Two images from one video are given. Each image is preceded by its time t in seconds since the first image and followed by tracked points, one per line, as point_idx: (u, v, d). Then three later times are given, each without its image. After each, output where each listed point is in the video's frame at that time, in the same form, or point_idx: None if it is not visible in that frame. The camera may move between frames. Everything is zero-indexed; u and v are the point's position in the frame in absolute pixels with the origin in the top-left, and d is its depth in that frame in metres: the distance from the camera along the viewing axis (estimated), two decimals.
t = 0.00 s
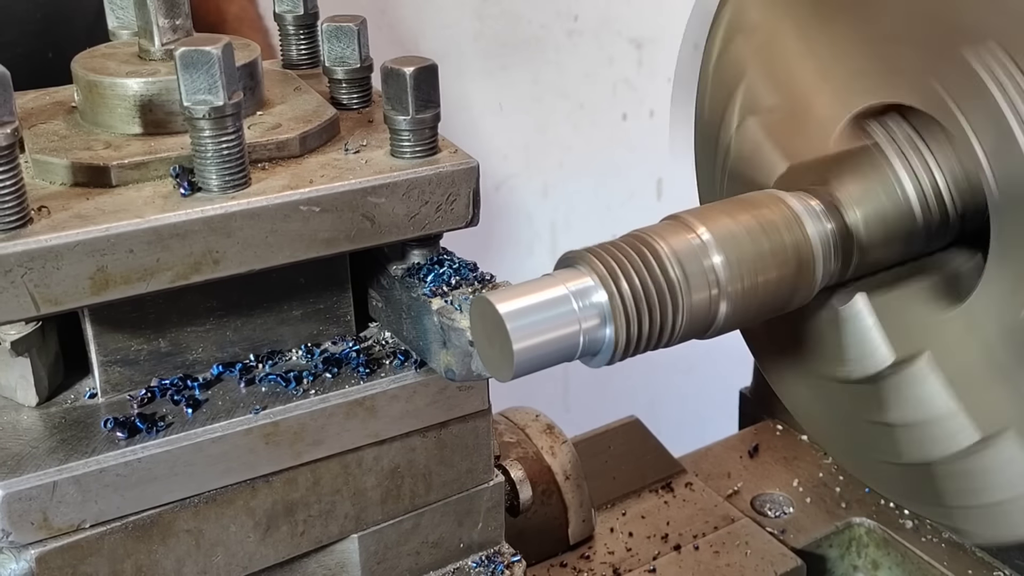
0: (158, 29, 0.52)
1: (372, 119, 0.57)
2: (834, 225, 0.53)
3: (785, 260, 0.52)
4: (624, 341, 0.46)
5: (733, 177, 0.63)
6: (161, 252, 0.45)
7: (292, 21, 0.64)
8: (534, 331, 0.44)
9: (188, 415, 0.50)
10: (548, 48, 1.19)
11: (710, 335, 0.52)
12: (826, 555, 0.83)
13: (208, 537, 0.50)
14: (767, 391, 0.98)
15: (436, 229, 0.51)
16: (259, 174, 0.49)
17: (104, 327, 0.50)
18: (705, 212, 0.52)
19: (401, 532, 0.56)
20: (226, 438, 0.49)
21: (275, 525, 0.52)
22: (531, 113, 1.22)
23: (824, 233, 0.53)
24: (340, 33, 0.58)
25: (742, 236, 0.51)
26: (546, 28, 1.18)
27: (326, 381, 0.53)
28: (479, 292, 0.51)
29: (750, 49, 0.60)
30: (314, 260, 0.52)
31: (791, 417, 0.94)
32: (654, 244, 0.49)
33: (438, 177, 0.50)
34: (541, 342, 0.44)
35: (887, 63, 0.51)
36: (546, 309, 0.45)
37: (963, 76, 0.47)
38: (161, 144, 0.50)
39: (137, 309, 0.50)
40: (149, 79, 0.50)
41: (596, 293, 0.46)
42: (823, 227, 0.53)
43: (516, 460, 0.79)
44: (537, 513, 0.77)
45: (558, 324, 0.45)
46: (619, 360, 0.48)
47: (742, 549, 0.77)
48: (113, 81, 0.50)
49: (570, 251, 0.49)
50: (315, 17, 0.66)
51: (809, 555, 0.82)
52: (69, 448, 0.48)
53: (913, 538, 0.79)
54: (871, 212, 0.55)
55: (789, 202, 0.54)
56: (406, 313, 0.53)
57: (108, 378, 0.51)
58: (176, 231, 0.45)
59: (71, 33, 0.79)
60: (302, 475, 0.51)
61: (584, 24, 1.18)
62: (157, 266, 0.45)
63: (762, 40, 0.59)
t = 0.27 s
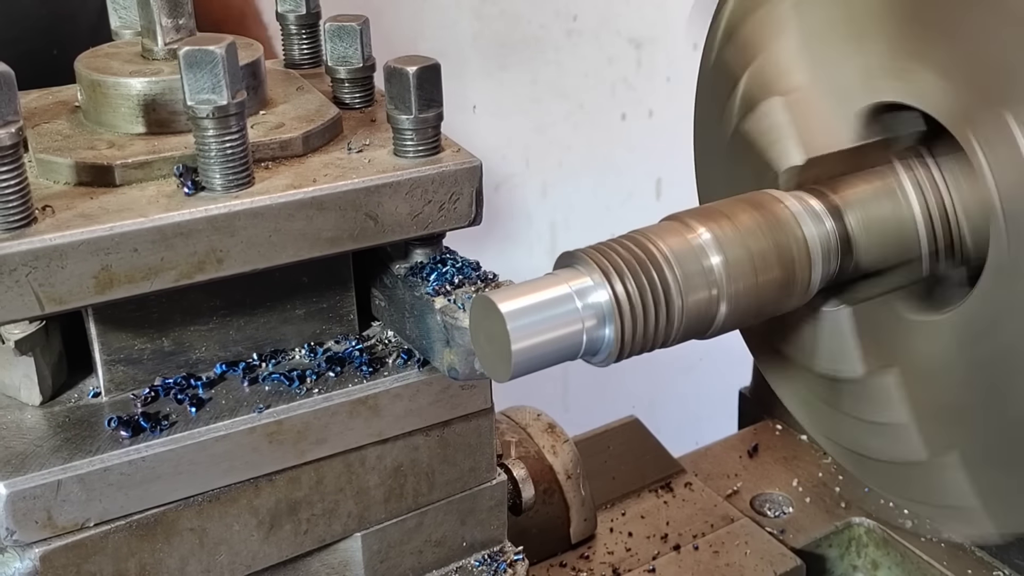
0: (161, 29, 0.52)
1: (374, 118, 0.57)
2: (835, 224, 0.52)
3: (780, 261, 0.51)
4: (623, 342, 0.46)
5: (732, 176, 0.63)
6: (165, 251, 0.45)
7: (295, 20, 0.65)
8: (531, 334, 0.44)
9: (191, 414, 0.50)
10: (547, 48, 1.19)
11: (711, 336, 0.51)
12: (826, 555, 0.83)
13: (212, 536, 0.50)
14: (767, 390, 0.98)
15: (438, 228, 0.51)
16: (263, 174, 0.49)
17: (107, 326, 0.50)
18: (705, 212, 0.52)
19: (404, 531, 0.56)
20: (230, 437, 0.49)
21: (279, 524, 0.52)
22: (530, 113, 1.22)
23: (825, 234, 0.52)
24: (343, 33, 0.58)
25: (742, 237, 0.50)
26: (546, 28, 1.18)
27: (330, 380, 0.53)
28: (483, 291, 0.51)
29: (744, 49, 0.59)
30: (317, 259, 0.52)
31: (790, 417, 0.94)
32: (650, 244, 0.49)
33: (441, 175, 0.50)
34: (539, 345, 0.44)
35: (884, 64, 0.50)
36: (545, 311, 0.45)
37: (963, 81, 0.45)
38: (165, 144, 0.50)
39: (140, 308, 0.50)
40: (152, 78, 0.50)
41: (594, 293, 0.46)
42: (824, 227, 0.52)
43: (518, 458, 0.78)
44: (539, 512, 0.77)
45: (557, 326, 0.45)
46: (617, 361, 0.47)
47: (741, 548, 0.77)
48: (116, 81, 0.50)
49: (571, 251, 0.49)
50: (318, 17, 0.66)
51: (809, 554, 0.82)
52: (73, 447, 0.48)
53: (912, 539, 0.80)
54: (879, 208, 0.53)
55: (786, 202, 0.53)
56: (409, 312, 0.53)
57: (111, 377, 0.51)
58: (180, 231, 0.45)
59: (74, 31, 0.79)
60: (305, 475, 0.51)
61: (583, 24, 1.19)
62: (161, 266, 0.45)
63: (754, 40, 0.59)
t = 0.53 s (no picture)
0: (165, 28, 0.52)
1: (377, 118, 0.57)
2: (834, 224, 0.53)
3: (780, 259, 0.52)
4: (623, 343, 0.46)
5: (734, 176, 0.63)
6: (170, 250, 0.45)
7: (298, 20, 0.65)
8: (531, 334, 0.44)
9: (195, 412, 0.50)
10: (546, 49, 1.19)
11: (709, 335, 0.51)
12: (825, 555, 0.81)
13: (216, 535, 0.50)
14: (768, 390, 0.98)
15: (442, 227, 0.51)
16: (266, 173, 0.49)
17: (112, 325, 0.50)
18: (705, 211, 0.52)
19: (407, 529, 0.56)
20: (234, 436, 0.49)
21: (283, 523, 0.52)
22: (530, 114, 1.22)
23: (823, 233, 0.53)
24: (346, 33, 0.58)
25: (741, 236, 0.51)
26: (545, 28, 1.18)
27: (333, 379, 0.53)
28: (486, 290, 0.51)
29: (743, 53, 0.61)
30: (321, 258, 0.52)
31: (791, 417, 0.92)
32: (651, 244, 0.49)
33: (444, 175, 0.51)
34: (538, 344, 0.44)
35: (883, 63, 0.51)
36: (544, 310, 0.45)
37: (960, 77, 0.47)
38: (169, 143, 0.50)
39: (145, 307, 0.50)
40: (156, 78, 0.50)
41: (593, 293, 0.46)
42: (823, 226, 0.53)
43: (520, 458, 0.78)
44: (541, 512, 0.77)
45: (557, 325, 0.45)
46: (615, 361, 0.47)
47: (741, 549, 0.76)
48: (121, 80, 0.50)
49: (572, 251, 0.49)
50: (320, 17, 0.66)
51: (808, 555, 0.80)
52: (78, 445, 0.48)
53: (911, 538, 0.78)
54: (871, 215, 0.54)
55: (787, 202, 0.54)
56: (412, 310, 0.53)
57: (115, 376, 0.51)
58: (185, 230, 0.45)
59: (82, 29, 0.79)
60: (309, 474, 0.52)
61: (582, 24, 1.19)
62: (165, 264, 0.45)
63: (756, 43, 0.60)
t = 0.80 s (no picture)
0: (169, 27, 0.52)
1: (380, 117, 0.57)
2: (834, 224, 0.53)
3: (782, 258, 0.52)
4: (622, 342, 0.46)
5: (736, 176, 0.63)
6: (174, 249, 0.45)
7: (300, 19, 0.65)
8: (530, 333, 0.44)
9: (199, 411, 0.50)
10: (546, 47, 1.20)
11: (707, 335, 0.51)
12: (824, 555, 0.81)
13: (220, 532, 0.51)
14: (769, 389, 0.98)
15: (446, 226, 0.52)
16: (270, 172, 0.49)
17: (116, 324, 0.50)
18: (702, 212, 0.52)
19: (410, 527, 0.56)
20: (238, 434, 0.49)
21: (286, 521, 0.52)
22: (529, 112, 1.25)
23: (823, 233, 0.53)
24: (349, 32, 0.58)
25: (740, 236, 0.51)
26: (544, 27, 1.19)
27: (337, 377, 0.53)
28: (490, 288, 0.52)
29: (746, 51, 0.60)
30: (324, 257, 0.52)
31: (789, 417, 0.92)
32: (649, 243, 0.49)
33: (448, 174, 0.51)
34: (537, 344, 0.44)
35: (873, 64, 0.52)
36: (543, 309, 0.45)
37: (958, 77, 0.46)
38: (173, 142, 0.50)
39: (149, 306, 0.50)
40: (160, 77, 0.50)
41: (592, 293, 0.46)
42: (823, 226, 0.53)
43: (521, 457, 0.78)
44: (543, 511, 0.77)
45: (555, 324, 0.45)
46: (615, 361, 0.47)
47: (740, 548, 0.76)
48: (125, 79, 0.50)
49: (569, 250, 0.49)
50: (323, 16, 0.66)
51: (807, 554, 0.80)
52: (82, 444, 0.48)
53: (910, 537, 0.78)
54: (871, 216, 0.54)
55: (785, 201, 0.54)
56: (416, 309, 0.54)
57: (120, 374, 0.51)
58: (189, 229, 0.45)
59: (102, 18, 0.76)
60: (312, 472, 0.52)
61: (581, 24, 1.17)
62: (170, 263, 0.45)
63: (757, 42, 0.59)
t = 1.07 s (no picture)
0: (172, 26, 0.52)
1: (383, 116, 0.57)
2: (831, 223, 0.53)
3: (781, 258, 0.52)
4: (622, 341, 0.46)
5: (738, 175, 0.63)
6: (178, 248, 0.45)
7: (303, 18, 0.65)
8: (526, 333, 0.44)
9: (203, 409, 0.50)
10: (546, 47, 1.23)
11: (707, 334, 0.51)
12: (823, 554, 0.81)
13: (224, 531, 0.51)
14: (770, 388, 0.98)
15: (449, 224, 0.52)
16: (274, 171, 0.49)
17: (120, 322, 0.50)
18: (702, 210, 0.53)
19: (413, 526, 0.56)
20: (242, 432, 0.49)
21: (290, 519, 0.52)
22: (531, 111, 1.29)
23: (822, 233, 0.53)
24: (352, 31, 0.58)
25: (740, 235, 0.51)
26: (543, 28, 1.22)
27: (340, 376, 0.53)
28: (493, 287, 0.52)
29: (743, 54, 0.61)
30: (328, 256, 0.52)
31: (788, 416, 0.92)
32: (649, 242, 0.50)
33: (451, 173, 0.51)
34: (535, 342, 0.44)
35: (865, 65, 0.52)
36: (541, 308, 0.45)
37: (959, 76, 0.46)
38: (177, 141, 0.50)
39: (152, 304, 0.51)
40: (164, 76, 0.51)
41: (590, 294, 0.46)
42: (821, 226, 0.53)
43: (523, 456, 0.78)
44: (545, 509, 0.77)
45: (554, 323, 0.45)
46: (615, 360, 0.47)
47: (740, 548, 0.76)
48: (128, 78, 0.50)
49: (568, 250, 0.49)
50: (326, 15, 0.67)
51: (806, 554, 0.80)
52: (87, 442, 0.48)
53: (909, 537, 0.78)
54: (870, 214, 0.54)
55: (784, 199, 0.54)
56: (419, 308, 0.54)
57: (124, 373, 0.52)
58: (193, 227, 0.45)
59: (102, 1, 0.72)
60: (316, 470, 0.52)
61: (579, 24, 1.18)
62: (174, 262, 0.45)
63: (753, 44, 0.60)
